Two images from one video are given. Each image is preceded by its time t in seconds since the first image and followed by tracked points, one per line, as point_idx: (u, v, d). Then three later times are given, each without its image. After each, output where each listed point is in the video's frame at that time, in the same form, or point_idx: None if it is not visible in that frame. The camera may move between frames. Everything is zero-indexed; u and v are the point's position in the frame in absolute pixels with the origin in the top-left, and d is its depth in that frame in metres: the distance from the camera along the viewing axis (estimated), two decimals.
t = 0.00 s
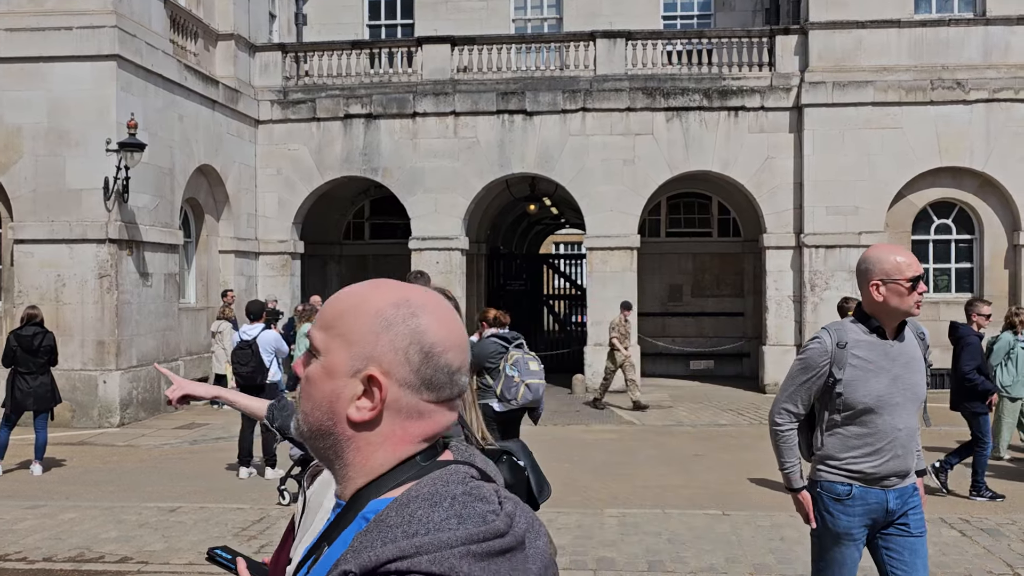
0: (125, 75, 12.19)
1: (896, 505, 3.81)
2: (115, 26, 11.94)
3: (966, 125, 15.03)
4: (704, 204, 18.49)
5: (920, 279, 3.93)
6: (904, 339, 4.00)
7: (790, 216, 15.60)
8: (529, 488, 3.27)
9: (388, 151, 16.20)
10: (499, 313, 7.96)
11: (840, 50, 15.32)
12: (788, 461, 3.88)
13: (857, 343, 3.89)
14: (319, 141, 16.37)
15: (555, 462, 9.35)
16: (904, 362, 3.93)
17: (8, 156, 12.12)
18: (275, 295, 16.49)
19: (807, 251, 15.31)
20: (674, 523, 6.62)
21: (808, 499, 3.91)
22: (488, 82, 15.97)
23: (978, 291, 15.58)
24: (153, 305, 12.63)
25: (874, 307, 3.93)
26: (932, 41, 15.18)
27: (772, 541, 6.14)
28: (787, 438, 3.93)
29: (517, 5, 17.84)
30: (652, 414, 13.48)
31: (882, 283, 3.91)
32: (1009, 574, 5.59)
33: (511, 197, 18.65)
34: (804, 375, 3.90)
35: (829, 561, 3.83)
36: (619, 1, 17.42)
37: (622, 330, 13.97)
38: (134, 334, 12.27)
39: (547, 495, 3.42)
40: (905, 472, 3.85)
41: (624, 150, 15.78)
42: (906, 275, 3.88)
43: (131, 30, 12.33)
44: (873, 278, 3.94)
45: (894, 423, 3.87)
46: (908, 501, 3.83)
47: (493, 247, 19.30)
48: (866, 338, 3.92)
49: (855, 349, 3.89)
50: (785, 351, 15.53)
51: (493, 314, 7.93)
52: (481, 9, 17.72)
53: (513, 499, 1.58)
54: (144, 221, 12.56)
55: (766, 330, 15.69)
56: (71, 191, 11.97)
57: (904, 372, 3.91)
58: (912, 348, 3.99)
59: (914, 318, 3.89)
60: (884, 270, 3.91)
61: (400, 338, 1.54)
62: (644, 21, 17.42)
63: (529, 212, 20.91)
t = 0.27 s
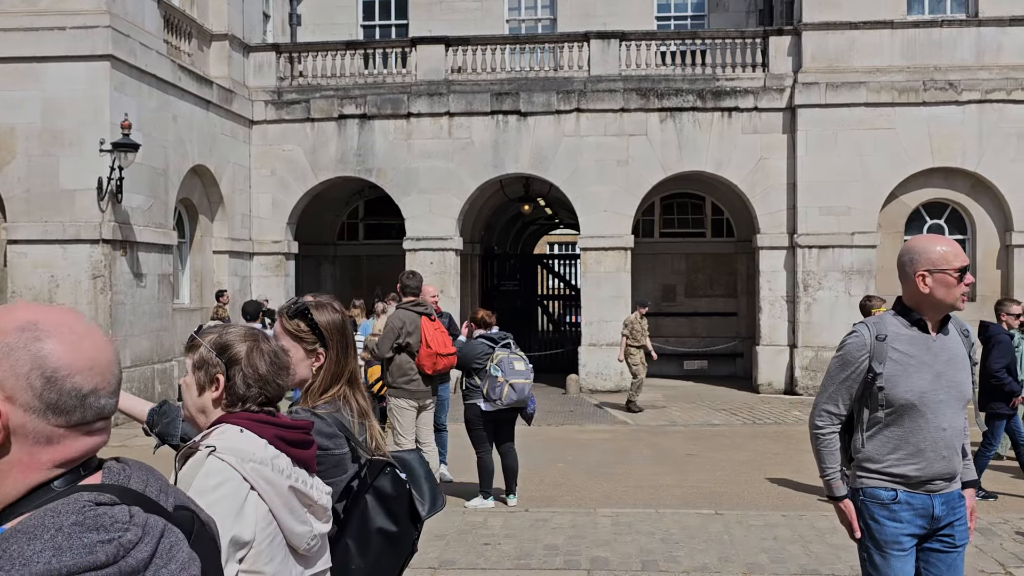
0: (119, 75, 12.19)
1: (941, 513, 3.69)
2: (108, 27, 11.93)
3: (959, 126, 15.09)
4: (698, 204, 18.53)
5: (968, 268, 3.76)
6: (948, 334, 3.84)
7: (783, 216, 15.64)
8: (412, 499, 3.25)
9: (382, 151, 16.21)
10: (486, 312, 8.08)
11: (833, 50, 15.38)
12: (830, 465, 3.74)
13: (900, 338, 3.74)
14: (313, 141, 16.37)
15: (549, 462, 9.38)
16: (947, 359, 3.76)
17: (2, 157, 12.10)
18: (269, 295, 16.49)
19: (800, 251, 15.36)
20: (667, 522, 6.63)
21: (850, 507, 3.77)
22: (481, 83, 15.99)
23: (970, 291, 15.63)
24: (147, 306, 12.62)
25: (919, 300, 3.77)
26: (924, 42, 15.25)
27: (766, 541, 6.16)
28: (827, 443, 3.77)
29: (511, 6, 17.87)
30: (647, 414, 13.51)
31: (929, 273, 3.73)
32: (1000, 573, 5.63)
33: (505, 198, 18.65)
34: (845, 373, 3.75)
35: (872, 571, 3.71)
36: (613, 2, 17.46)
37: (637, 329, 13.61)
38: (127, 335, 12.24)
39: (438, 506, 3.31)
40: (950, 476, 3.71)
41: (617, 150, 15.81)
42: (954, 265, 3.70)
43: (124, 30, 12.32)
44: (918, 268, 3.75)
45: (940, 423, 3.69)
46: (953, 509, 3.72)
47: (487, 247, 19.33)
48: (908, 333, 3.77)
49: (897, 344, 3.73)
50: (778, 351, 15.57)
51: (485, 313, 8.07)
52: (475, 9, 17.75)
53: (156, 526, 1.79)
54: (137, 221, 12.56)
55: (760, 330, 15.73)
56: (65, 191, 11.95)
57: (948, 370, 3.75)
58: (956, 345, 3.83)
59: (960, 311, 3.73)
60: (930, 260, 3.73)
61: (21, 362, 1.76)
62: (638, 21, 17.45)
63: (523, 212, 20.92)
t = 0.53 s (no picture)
0: (113, 76, 12.18)
1: (980, 525, 3.47)
2: (103, 27, 11.92)
3: (951, 127, 15.16)
4: (692, 205, 18.56)
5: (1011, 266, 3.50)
6: (987, 335, 3.60)
7: (776, 217, 15.69)
8: (289, 494, 3.07)
9: (376, 152, 16.22)
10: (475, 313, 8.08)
11: (827, 51, 15.43)
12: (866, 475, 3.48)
13: (940, 341, 3.49)
14: (308, 142, 16.38)
15: (543, 461, 9.40)
16: (989, 362, 3.52)
17: None
18: (263, 296, 16.49)
19: (794, 252, 15.41)
20: (661, 522, 6.66)
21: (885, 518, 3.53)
22: (476, 83, 16.02)
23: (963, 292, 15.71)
24: (141, 306, 12.62)
25: (959, 301, 3.51)
26: (917, 43, 15.31)
27: (759, 540, 6.19)
28: (863, 452, 3.52)
29: (505, 7, 17.88)
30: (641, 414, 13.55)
31: (971, 272, 3.47)
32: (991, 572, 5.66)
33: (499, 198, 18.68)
34: (882, 377, 3.50)
35: None
36: (607, 3, 17.50)
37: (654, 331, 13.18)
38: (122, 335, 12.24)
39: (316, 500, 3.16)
40: (991, 486, 3.49)
41: (612, 151, 15.85)
42: (998, 264, 3.43)
43: (118, 31, 12.32)
44: (960, 267, 3.48)
45: (983, 431, 3.46)
46: (991, 522, 3.50)
47: (481, 247, 19.36)
48: (948, 336, 3.52)
49: (937, 348, 3.49)
50: (772, 351, 15.63)
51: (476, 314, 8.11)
52: (469, 10, 17.77)
53: None
54: (131, 222, 12.56)
55: (754, 330, 15.77)
56: (59, 192, 11.94)
57: (990, 374, 3.51)
58: (996, 347, 3.59)
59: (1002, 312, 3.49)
60: (972, 258, 3.46)
61: None
62: (632, 22, 17.49)
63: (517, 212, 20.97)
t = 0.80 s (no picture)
0: (107, 76, 12.16)
1: None
2: (97, 27, 11.89)
3: (946, 127, 15.20)
4: (686, 205, 18.63)
5: None
6: None
7: (771, 217, 15.71)
8: (189, 483, 2.98)
9: (371, 152, 16.21)
10: (466, 313, 8.10)
11: (821, 52, 15.46)
12: (914, 501, 3.16)
13: (992, 353, 3.15)
14: (302, 142, 16.36)
15: (537, 462, 9.40)
16: None
17: None
18: (258, 297, 16.47)
19: (789, 252, 15.44)
20: (656, 522, 6.66)
21: (939, 545, 3.21)
22: (471, 84, 16.02)
23: (957, 292, 15.76)
24: (136, 307, 12.59)
25: (1008, 309, 3.17)
26: (911, 44, 15.35)
27: (754, 540, 6.20)
28: (909, 475, 3.18)
29: (500, 7, 17.88)
30: (636, 414, 13.57)
31: (1020, 279, 3.12)
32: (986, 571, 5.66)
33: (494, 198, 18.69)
34: (930, 394, 3.16)
35: None
36: (601, 3, 17.52)
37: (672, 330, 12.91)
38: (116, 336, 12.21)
39: (219, 488, 3.06)
40: None
41: (607, 151, 15.86)
42: None
43: (112, 31, 12.29)
44: (1007, 274, 3.13)
45: None
46: None
47: (476, 248, 19.36)
48: (1000, 347, 3.18)
49: (989, 361, 3.15)
50: (767, 351, 15.64)
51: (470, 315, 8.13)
52: (464, 10, 17.77)
53: None
54: (126, 222, 12.53)
55: (749, 330, 15.79)
56: (53, 192, 11.91)
57: None
58: None
59: None
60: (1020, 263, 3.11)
61: None
62: (627, 23, 17.51)
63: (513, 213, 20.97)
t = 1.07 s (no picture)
0: (102, 76, 12.13)
1: None
2: (92, 27, 11.87)
3: (941, 128, 15.23)
4: (682, 205, 18.65)
5: None
6: None
7: (767, 217, 15.73)
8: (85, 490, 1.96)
9: (367, 152, 16.20)
10: (463, 312, 8.11)
11: (817, 52, 15.48)
12: (973, 507, 3.18)
13: None
14: (298, 142, 16.34)
15: (533, 462, 9.40)
16: None
17: None
18: (254, 297, 16.44)
19: (784, 252, 15.45)
20: (652, 522, 6.66)
21: (996, 555, 3.21)
22: (467, 84, 16.02)
23: (952, 292, 15.79)
24: (131, 307, 12.56)
25: None
26: (907, 44, 15.38)
27: (749, 540, 6.20)
28: (967, 481, 3.19)
29: (496, 7, 17.87)
30: (632, 414, 13.57)
31: None
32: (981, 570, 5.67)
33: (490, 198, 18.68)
34: (990, 400, 3.17)
35: None
36: (597, 3, 17.53)
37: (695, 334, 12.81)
38: (111, 336, 12.18)
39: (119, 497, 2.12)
40: None
41: (603, 151, 15.86)
42: None
43: (107, 31, 12.27)
44: None
45: None
46: None
47: (472, 248, 19.36)
48: None
49: None
50: (762, 351, 15.65)
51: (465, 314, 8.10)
52: (460, 10, 17.77)
53: None
54: (121, 222, 12.50)
55: (745, 330, 15.80)
56: (48, 192, 11.88)
57: None
58: None
59: None
60: None
61: None
62: (623, 23, 17.51)
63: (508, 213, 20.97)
